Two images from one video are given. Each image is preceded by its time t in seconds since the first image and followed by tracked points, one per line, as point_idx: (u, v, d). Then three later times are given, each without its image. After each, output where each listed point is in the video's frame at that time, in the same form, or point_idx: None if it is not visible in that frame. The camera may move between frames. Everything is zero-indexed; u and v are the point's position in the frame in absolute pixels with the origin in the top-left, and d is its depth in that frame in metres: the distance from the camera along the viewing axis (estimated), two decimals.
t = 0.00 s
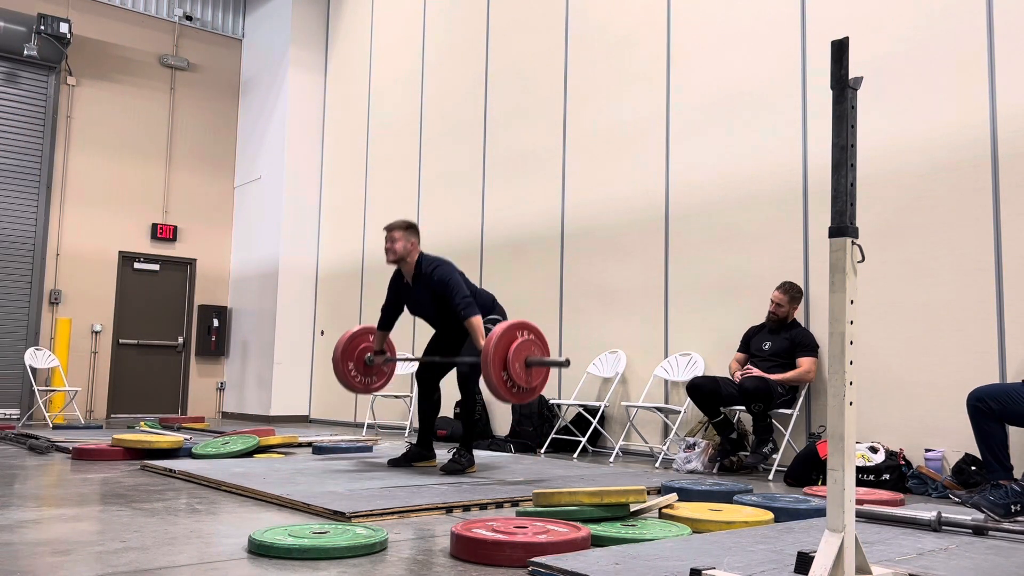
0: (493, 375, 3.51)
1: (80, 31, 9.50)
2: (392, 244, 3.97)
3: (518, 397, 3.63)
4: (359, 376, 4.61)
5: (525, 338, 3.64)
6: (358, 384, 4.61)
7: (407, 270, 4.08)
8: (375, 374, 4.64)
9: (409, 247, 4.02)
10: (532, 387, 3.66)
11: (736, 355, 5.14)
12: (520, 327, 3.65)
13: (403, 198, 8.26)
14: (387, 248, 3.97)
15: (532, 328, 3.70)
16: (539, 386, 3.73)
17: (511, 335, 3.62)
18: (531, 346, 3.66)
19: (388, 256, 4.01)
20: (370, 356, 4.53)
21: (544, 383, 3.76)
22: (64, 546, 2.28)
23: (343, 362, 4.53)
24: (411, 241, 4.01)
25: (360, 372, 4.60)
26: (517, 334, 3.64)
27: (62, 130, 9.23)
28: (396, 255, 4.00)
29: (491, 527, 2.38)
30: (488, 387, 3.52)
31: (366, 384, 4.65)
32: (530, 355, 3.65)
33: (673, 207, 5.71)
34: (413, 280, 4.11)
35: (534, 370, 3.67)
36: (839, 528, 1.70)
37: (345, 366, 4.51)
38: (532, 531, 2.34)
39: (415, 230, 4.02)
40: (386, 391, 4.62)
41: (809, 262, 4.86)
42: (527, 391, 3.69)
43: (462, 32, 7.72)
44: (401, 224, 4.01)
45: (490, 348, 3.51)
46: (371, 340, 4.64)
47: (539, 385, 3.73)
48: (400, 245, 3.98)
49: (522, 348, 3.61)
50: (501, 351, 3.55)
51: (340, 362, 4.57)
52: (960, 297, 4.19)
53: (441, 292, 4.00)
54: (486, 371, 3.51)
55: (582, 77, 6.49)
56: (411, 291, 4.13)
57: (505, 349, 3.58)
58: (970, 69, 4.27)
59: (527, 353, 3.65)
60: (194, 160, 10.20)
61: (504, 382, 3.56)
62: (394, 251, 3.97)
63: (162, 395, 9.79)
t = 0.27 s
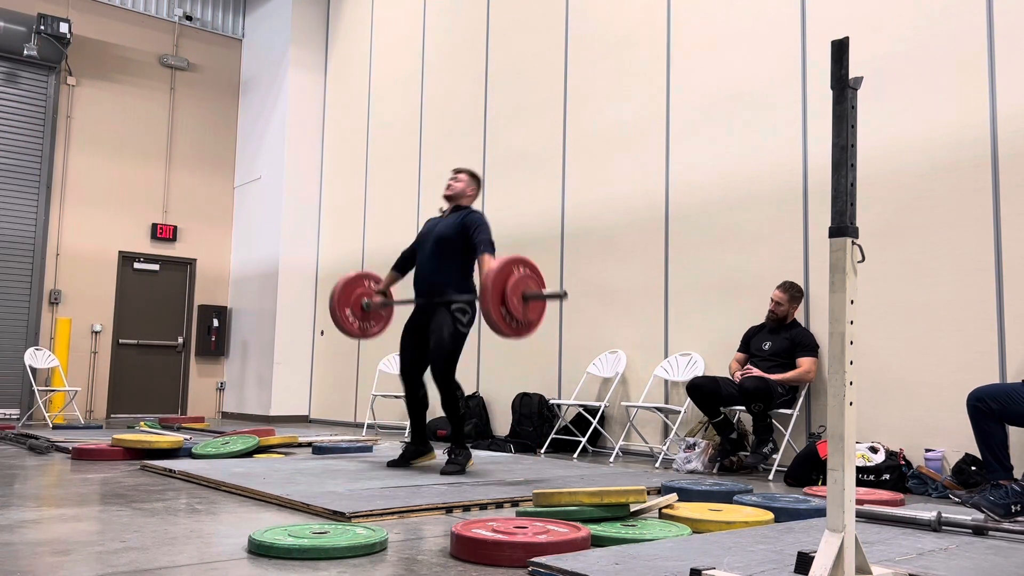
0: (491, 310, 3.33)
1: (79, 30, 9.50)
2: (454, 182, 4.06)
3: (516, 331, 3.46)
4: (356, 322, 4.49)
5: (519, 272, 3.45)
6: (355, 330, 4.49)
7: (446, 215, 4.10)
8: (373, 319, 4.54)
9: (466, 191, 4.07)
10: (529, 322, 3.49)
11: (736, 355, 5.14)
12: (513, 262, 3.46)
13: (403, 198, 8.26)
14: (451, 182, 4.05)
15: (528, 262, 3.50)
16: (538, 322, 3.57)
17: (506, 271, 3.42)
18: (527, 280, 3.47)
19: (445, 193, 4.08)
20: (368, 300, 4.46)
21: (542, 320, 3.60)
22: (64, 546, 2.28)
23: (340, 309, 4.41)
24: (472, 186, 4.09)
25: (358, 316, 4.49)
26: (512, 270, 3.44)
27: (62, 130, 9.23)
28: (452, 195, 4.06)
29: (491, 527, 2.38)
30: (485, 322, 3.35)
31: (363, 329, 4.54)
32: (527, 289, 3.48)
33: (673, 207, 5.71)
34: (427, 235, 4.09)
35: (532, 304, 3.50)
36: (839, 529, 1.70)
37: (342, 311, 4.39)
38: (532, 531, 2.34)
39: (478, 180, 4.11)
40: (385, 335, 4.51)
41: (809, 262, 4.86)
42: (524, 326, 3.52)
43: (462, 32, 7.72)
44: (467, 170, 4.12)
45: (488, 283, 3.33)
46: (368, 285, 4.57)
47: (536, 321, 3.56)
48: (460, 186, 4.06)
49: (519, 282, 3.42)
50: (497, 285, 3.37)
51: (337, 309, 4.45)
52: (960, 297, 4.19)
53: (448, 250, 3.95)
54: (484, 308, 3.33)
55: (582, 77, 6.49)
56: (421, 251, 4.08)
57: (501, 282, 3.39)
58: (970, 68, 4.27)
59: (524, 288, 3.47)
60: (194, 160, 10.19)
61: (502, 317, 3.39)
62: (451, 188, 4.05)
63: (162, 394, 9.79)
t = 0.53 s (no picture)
0: (477, 210, 3.72)
1: (79, 31, 9.50)
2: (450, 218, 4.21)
3: (504, 236, 3.81)
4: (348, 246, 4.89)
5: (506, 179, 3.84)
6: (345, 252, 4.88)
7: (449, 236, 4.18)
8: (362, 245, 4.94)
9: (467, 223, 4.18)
10: (519, 226, 3.84)
11: (736, 355, 5.14)
12: (502, 169, 3.86)
13: (403, 198, 8.26)
14: (442, 216, 4.17)
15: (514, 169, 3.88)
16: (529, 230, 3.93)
17: (493, 177, 3.81)
18: (514, 186, 3.84)
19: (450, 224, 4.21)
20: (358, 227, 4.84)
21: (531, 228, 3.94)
22: (64, 546, 2.28)
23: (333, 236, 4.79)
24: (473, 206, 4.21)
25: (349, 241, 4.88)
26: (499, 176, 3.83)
27: (62, 129, 9.23)
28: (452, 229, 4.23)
29: (491, 527, 2.38)
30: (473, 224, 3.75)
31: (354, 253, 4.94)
32: (514, 195, 3.84)
33: (673, 207, 5.71)
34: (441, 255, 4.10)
35: (520, 210, 3.84)
36: (839, 529, 1.70)
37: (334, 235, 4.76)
38: (532, 531, 2.34)
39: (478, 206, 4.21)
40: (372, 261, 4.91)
41: (809, 263, 4.86)
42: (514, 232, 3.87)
43: (462, 32, 7.72)
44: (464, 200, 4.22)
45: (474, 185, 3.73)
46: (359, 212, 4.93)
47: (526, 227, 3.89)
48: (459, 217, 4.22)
49: (506, 187, 3.81)
50: (484, 190, 3.76)
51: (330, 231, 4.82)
52: (960, 297, 4.19)
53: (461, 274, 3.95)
54: (471, 207, 3.72)
55: (582, 77, 6.49)
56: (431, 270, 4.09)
57: (487, 188, 3.78)
58: (970, 68, 4.27)
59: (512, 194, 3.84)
60: (194, 160, 10.19)
61: (488, 220, 3.76)
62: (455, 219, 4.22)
63: (162, 394, 9.79)
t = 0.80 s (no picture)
0: (488, 223, 3.69)
1: (80, 31, 9.50)
2: (394, 292, 4.03)
3: (511, 246, 3.82)
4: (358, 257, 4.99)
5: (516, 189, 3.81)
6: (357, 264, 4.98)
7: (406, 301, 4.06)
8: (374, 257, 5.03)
9: (411, 291, 4.07)
10: (526, 237, 3.86)
11: (736, 355, 5.14)
12: (512, 179, 3.84)
13: (403, 198, 8.26)
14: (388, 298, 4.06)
15: (523, 179, 3.86)
16: (534, 239, 3.95)
17: (502, 186, 3.79)
18: (524, 197, 3.84)
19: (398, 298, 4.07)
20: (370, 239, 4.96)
21: (537, 236, 3.96)
22: (64, 546, 2.28)
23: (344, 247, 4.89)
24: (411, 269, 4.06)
25: (360, 252, 4.99)
26: (509, 187, 3.81)
27: (62, 129, 9.23)
28: (398, 304, 4.08)
29: (491, 526, 2.38)
30: (481, 237, 3.72)
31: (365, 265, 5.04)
32: (523, 206, 3.83)
33: (673, 207, 5.71)
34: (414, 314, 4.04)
35: (529, 220, 3.86)
36: (839, 529, 1.70)
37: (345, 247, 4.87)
38: (532, 531, 2.34)
39: (413, 271, 4.06)
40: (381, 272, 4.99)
41: (809, 263, 4.86)
42: (521, 242, 3.89)
43: (462, 32, 7.72)
44: (400, 269, 4.05)
45: (484, 198, 3.70)
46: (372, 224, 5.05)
47: (533, 236, 3.93)
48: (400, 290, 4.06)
49: (516, 198, 3.80)
50: (494, 202, 3.74)
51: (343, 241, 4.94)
52: (960, 297, 4.19)
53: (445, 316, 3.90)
54: (481, 221, 3.68)
55: (582, 77, 6.49)
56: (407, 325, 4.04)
57: (498, 198, 3.76)
58: (970, 69, 4.27)
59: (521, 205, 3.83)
60: (193, 160, 10.19)
61: (497, 231, 3.74)
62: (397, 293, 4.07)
63: (162, 394, 9.78)
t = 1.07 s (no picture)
0: (479, 240, 3.89)
1: (80, 31, 9.50)
2: (387, 311, 4.02)
3: (503, 265, 4.00)
4: (359, 276, 5.27)
5: (510, 212, 4.03)
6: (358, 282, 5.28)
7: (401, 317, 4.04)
8: (374, 277, 5.31)
9: (405, 310, 4.06)
10: (519, 259, 4.04)
11: (736, 355, 5.15)
12: (508, 202, 4.07)
13: (403, 198, 8.26)
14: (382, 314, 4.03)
15: (520, 203, 4.08)
16: (528, 262, 4.13)
17: (498, 209, 4.02)
18: (519, 220, 4.05)
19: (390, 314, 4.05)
20: (370, 258, 5.26)
21: (531, 260, 4.14)
22: (64, 546, 2.28)
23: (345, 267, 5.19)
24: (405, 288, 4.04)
25: (360, 271, 5.27)
26: (504, 210, 4.03)
27: (62, 130, 9.23)
28: (391, 322, 4.06)
29: (491, 527, 2.38)
30: (473, 254, 3.90)
31: (365, 284, 5.31)
32: (517, 228, 4.04)
33: (673, 207, 5.71)
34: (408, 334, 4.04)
35: (522, 242, 4.05)
36: (839, 528, 1.70)
37: (346, 266, 5.17)
38: (532, 531, 2.34)
39: (408, 289, 4.04)
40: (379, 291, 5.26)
41: (809, 263, 4.86)
42: (514, 263, 4.07)
43: (462, 32, 7.72)
44: (394, 287, 4.02)
45: (478, 217, 3.91)
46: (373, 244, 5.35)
47: (527, 259, 4.10)
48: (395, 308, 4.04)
49: (510, 220, 4.01)
50: (488, 221, 3.95)
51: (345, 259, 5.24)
52: (960, 297, 4.19)
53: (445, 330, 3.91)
54: (473, 238, 3.88)
55: (582, 77, 6.49)
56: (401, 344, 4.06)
57: (491, 220, 3.97)
58: (970, 69, 4.27)
59: (515, 227, 4.04)
60: (193, 159, 10.19)
61: (489, 249, 3.94)
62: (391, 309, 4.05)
63: (162, 394, 9.78)
